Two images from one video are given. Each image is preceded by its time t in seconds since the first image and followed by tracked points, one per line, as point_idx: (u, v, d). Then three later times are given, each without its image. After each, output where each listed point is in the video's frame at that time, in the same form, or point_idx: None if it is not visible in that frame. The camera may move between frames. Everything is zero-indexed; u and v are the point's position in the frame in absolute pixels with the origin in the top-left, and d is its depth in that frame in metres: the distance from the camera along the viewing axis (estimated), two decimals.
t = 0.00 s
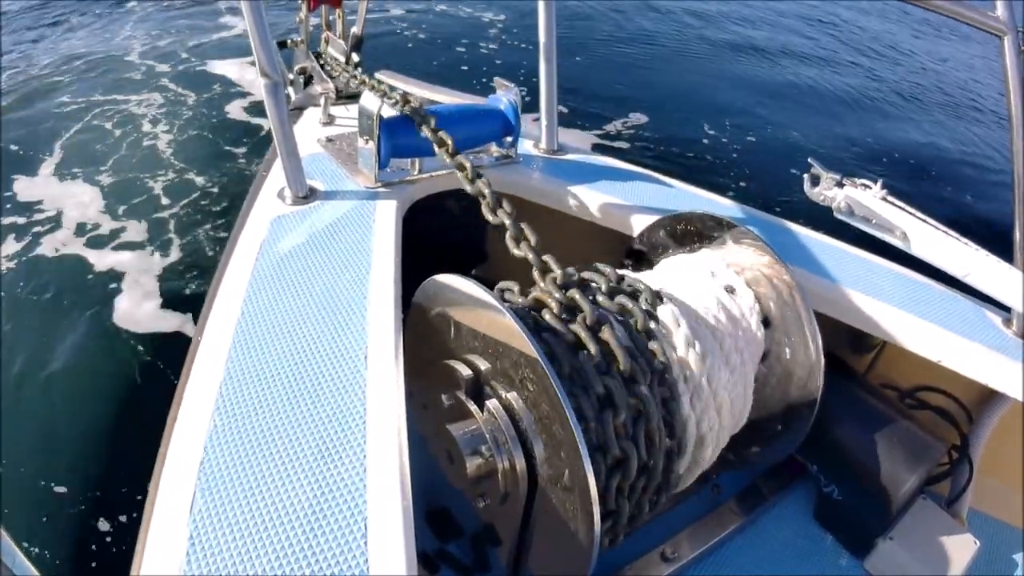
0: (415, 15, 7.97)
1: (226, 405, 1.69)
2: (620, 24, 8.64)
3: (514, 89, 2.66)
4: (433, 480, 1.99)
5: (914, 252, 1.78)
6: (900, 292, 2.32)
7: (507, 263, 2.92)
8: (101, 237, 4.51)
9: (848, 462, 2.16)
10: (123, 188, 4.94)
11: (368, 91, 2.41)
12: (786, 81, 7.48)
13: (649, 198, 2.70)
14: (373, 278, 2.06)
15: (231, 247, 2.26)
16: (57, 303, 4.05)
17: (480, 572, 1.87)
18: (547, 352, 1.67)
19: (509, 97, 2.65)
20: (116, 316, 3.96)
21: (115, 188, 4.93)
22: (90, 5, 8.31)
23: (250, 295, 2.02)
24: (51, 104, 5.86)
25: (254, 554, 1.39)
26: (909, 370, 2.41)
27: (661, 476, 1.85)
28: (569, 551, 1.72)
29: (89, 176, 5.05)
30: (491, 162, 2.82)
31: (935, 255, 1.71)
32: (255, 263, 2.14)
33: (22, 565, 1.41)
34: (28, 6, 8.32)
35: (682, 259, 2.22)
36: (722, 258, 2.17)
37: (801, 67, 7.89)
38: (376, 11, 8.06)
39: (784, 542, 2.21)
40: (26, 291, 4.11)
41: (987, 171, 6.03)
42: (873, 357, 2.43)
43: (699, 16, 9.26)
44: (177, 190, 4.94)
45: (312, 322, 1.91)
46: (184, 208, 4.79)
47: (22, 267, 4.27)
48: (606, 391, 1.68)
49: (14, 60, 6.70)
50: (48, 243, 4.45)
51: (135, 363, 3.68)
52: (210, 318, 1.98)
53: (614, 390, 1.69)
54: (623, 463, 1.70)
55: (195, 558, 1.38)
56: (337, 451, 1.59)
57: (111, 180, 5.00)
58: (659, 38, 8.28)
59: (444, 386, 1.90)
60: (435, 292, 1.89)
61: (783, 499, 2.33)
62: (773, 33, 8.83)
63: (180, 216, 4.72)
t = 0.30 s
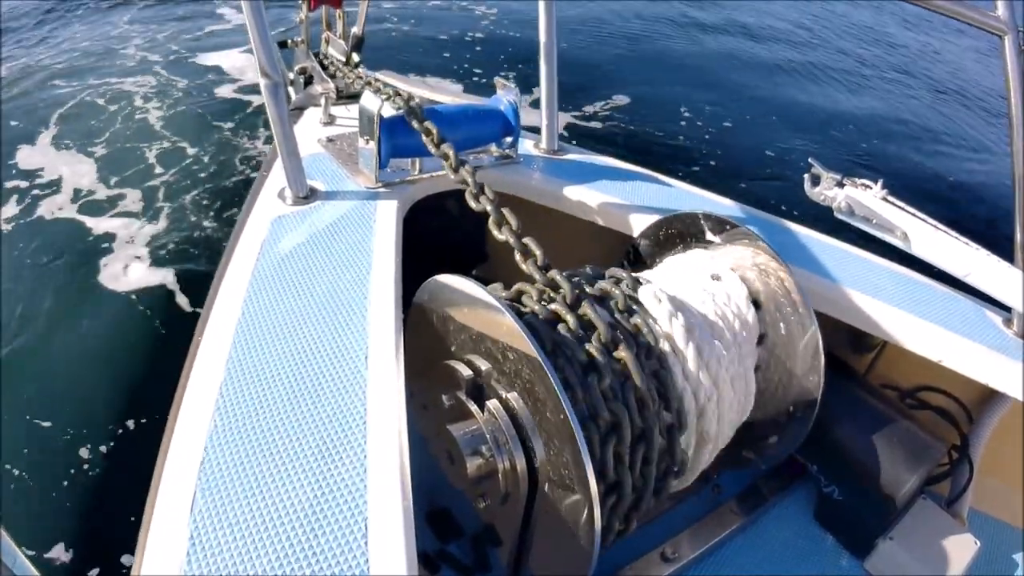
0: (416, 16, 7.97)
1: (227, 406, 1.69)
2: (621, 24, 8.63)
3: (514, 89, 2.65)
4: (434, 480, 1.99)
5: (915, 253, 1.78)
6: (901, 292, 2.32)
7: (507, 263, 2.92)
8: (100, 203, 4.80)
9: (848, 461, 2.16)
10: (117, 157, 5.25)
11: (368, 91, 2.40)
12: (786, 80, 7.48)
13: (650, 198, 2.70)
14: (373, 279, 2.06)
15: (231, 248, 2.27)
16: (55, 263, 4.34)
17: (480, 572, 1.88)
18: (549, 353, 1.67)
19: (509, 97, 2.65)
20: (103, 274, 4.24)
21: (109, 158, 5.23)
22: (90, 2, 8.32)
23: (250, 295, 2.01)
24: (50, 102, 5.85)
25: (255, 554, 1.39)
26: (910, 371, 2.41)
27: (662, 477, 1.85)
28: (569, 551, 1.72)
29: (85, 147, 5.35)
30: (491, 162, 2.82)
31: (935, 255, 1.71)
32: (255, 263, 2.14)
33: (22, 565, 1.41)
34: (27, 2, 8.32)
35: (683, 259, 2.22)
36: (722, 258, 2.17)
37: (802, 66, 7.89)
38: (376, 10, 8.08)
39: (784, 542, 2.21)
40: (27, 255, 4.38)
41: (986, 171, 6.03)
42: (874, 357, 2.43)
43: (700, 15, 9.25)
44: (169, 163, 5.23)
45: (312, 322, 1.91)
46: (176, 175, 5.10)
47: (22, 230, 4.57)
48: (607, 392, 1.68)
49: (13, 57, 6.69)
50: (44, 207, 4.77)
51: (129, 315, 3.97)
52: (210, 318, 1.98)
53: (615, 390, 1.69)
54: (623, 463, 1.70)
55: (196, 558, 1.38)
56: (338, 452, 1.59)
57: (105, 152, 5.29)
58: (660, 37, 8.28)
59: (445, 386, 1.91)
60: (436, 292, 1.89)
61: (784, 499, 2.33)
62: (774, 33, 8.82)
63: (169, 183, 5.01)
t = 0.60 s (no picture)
0: (416, 15, 7.96)
1: (227, 406, 1.69)
2: (621, 23, 8.63)
3: (514, 89, 2.65)
4: (434, 481, 1.99)
5: (915, 252, 1.78)
6: (900, 292, 2.32)
7: (507, 263, 2.92)
8: (99, 172, 4.91)
9: (848, 462, 2.17)
10: (112, 134, 5.34)
11: (368, 90, 2.40)
12: (786, 80, 7.48)
13: (650, 198, 2.70)
14: (373, 278, 2.06)
15: (231, 247, 2.26)
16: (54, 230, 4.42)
17: (480, 572, 1.87)
18: (548, 353, 1.67)
19: (508, 97, 2.65)
20: (96, 239, 4.31)
21: (105, 134, 5.33)
22: None
23: (250, 295, 2.01)
24: (49, 99, 5.84)
25: (254, 554, 1.39)
26: (910, 371, 2.42)
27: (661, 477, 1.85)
28: (569, 550, 1.71)
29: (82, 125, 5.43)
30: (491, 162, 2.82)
31: (935, 255, 1.71)
32: (255, 263, 2.14)
33: (22, 565, 1.41)
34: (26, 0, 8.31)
35: (683, 259, 2.22)
36: (721, 258, 2.17)
37: (802, 66, 7.88)
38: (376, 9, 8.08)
39: (784, 542, 2.21)
40: (25, 219, 4.46)
41: (986, 171, 6.03)
42: (874, 357, 2.44)
43: (700, 15, 9.26)
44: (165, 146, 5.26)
45: (312, 321, 1.91)
46: (170, 150, 5.19)
47: (23, 193, 4.65)
48: (607, 391, 1.68)
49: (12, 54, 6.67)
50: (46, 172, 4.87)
51: (125, 275, 4.07)
52: (210, 318, 1.98)
53: (615, 390, 1.69)
54: (623, 464, 1.70)
55: (195, 558, 1.38)
56: (338, 452, 1.59)
57: (101, 127, 5.41)
58: (660, 37, 8.28)
59: (444, 386, 1.91)
60: (436, 291, 1.89)
61: (784, 499, 2.33)
62: (774, 33, 8.82)
63: (161, 159, 5.08)
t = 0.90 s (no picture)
0: (416, 15, 7.98)
1: (226, 406, 1.68)
2: (621, 23, 8.63)
3: (513, 89, 2.65)
4: (435, 481, 1.98)
5: (914, 252, 1.78)
6: (900, 292, 2.32)
7: (506, 263, 2.92)
8: (99, 155, 5.14)
9: (848, 462, 2.16)
10: (112, 122, 5.54)
11: (367, 91, 2.40)
12: (786, 80, 7.48)
13: (649, 198, 2.70)
14: (372, 278, 2.06)
15: (230, 247, 2.27)
16: (51, 208, 4.62)
17: (480, 572, 1.87)
18: (547, 352, 1.67)
19: (508, 97, 2.65)
20: (86, 210, 4.57)
21: (105, 123, 5.51)
22: None
23: (250, 296, 2.01)
24: (49, 98, 5.85)
25: (254, 554, 1.38)
26: (910, 371, 2.42)
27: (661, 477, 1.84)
28: (569, 550, 1.71)
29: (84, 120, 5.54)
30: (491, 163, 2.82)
31: (935, 255, 1.71)
32: (254, 263, 2.14)
33: (21, 565, 1.41)
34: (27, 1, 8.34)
35: (682, 258, 2.23)
36: (721, 258, 2.17)
37: (801, 66, 7.89)
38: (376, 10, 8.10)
39: (784, 542, 2.20)
40: (30, 198, 4.69)
41: (985, 172, 6.04)
42: (873, 357, 2.44)
43: (699, 16, 9.27)
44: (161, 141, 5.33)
45: (312, 322, 1.91)
46: (161, 134, 5.41)
47: (26, 176, 4.88)
48: (606, 391, 1.68)
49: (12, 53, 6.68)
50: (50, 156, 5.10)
51: (131, 251, 4.28)
52: (210, 317, 1.98)
53: (614, 389, 1.69)
54: (623, 464, 1.69)
55: (195, 558, 1.38)
56: (338, 452, 1.59)
57: (102, 115, 5.62)
58: (659, 37, 8.29)
59: (444, 386, 1.91)
60: (435, 292, 1.89)
61: (783, 499, 2.32)
62: (774, 33, 8.82)
63: (152, 143, 5.30)
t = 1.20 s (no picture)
0: (415, 15, 7.98)
1: (226, 406, 1.68)
2: (619, 24, 8.64)
3: (513, 89, 2.65)
4: (434, 481, 1.98)
5: (914, 252, 1.78)
6: (899, 292, 2.32)
7: (505, 264, 2.92)
8: (98, 149, 5.18)
9: (848, 462, 2.16)
10: (113, 120, 5.57)
11: (367, 90, 2.39)
12: (784, 79, 7.48)
13: (649, 198, 2.70)
14: (372, 278, 2.06)
15: (230, 246, 2.27)
16: (47, 192, 4.70)
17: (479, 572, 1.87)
18: (547, 352, 1.67)
19: (508, 97, 2.65)
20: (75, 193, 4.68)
21: (106, 121, 5.54)
22: None
23: (249, 296, 2.01)
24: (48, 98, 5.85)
25: (253, 554, 1.38)
26: (909, 371, 2.42)
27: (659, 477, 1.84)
28: (568, 550, 1.71)
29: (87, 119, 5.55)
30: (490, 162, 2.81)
31: (935, 255, 1.70)
32: (254, 263, 2.14)
33: (21, 565, 1.41)
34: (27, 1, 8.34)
35: (683, 256, 2.23)
36: (720, 258, 2.17)
37: (800, 65, 7.88)
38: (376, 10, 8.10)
39: (783, 542, 2.20)
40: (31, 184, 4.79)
41: (984, 170, 6.03)
42: (872, 358, 2.44)
43: (698, 16, 9.27)
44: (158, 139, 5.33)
45: (312, 321, 1.91)
46: (158, 131, 5.40)
47: (26, 170, 4.94)
48: (607, 392, 1.68)
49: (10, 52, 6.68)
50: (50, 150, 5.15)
51: (128, 229, 4.40)
52: (209, 316, 1.98)
53: (614, 390, 1.69)
54: (622, 464, 1.69)
55: (194, 558, 1.38)
56: (338, 452, 1.59)
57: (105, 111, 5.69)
58: (657, 37, 8.30)
59: (443, 386, 1.91)
60: (433, 292, 1.89)
61: (782, 499, 2.32)
62: (773, 33, 8.82)
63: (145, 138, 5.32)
